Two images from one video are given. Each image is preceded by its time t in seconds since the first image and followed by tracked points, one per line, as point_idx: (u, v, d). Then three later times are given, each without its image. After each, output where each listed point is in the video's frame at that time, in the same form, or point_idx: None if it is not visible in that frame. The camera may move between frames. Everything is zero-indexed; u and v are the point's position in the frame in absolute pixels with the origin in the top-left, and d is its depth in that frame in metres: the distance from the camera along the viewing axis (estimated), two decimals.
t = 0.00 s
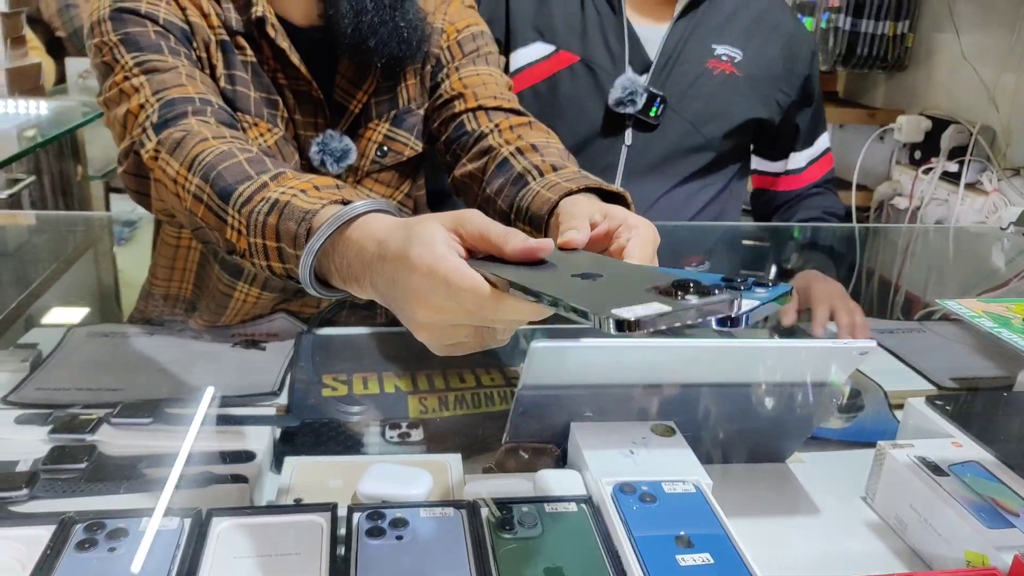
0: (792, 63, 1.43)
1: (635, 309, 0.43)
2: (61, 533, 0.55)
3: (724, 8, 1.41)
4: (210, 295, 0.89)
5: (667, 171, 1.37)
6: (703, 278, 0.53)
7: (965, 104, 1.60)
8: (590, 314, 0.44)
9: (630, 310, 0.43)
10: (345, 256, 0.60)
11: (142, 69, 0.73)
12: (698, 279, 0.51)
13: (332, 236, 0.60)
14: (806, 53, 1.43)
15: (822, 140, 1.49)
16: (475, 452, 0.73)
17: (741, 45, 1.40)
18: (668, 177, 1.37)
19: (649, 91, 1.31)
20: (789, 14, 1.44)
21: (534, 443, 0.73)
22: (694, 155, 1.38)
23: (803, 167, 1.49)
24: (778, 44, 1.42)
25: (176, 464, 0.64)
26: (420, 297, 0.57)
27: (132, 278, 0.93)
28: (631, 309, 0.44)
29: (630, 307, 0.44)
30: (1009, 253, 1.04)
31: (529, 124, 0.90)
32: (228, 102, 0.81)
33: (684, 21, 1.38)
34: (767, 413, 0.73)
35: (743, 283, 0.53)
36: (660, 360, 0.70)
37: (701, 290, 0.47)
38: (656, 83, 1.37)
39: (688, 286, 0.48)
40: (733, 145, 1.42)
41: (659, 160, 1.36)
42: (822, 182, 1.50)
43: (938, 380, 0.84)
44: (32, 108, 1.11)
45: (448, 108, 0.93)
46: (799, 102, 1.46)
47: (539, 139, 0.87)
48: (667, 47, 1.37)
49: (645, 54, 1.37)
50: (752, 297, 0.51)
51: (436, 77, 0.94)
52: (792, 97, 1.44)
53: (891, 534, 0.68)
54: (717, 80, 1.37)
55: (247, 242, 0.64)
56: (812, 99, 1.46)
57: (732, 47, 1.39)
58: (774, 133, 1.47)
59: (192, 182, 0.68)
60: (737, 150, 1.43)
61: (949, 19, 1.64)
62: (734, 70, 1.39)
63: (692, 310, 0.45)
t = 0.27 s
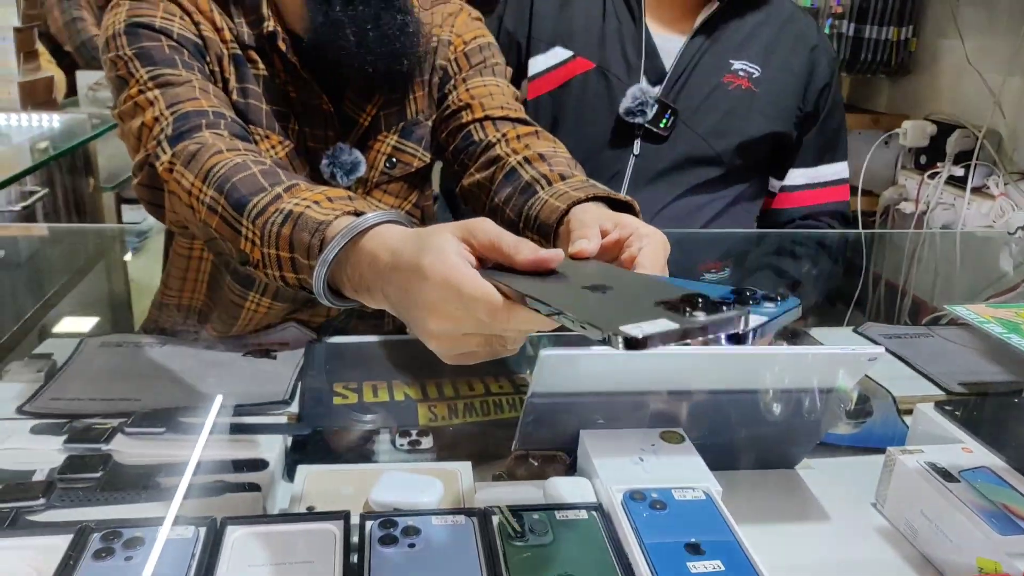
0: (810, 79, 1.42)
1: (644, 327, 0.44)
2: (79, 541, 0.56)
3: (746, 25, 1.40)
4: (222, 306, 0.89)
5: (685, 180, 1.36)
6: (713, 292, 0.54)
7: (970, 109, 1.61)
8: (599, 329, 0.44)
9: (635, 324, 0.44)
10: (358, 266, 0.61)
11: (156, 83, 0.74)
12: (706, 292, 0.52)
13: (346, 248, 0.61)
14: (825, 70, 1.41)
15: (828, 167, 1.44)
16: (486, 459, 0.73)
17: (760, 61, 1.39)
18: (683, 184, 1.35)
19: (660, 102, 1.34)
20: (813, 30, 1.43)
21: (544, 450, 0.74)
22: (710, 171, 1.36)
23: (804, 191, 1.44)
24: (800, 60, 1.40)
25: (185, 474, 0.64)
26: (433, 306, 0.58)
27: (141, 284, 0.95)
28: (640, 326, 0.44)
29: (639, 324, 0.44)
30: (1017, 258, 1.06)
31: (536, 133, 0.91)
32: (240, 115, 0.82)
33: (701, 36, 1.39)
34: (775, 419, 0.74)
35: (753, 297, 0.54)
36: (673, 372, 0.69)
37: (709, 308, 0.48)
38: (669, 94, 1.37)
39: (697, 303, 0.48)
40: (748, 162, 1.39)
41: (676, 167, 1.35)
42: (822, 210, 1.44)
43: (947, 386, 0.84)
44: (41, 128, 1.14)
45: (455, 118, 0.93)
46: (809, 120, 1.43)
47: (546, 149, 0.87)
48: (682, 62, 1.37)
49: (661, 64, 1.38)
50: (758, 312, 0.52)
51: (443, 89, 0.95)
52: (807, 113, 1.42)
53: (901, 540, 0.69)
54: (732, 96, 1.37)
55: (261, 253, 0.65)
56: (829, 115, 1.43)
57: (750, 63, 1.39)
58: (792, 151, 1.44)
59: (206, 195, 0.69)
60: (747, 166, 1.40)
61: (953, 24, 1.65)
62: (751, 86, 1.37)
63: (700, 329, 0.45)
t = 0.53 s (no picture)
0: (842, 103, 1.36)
1: (646, 316, 0.46)
2: (88, 543, 0.56)
3: (777, 46, 1.37)
4: (232, 311, 0.91)
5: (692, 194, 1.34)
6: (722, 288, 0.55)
7: (978, 126, 1.60)
8: (603, 321, 0.46)
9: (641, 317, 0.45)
10: (372, 273, 0.61)
11: (173, 88, 0.76)
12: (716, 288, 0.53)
13: (360, 254, 0.61)
14: (860, 92, 1.35)
15: (849, 197, 1.37)
16: (494, 468, 0.73)
17: (790, 82, 1.35)
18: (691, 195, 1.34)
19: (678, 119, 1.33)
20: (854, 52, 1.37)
21: (552, 461, 0.74)
22: (721, 187, 1.34)
23: (822, 219, 1.37)
24: (834, 81, 1.35)
25: (188, 477, 0.64)
26: (447, 314, 0.59)
27: (149, 285, 0.95)
28: (642, 316, 0.46)
29: (641, 314, 0.46)
30: None
31: (548, 143, 0.91)
32: (255, 120, 0.85)
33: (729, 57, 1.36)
34: (782, 433, 0.74)
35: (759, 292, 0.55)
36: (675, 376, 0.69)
37: (712, 297, 0.50)
38: (690, 113, 1.36)
39: (700, 294, 0.50)
40: (769, 183, 1.36)
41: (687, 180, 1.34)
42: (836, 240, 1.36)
43: (955, 402, 0.84)
44: (51, 137, 1.17)
45: (467, 127, 0.94)
46: (838, 145, 1.37)
47: (558, 159, 0.88)
48: (706, 83, 1.36)
49: (687, 83, 1.37)
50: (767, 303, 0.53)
51: (455, 98, 0.95)
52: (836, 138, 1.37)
53: (909, 556, 0.68)
54: (756, 118, 1.34)
55: (275, 259, 0.65)
56: (861, 139, 1.36)
57: (778, 85, 1.35)
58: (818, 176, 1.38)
59: (222, 200, 0.69)
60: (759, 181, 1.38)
61: (963, 41, 1.64)
62: (778, 108, 1.34)
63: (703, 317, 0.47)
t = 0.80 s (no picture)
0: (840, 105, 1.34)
1: (605, 314, 0.48)
2: (97, 550, 0.57)
3: (773, 49, 1.36)
4: (236, 319, 0.90)
5: (694, 202, 1.34)
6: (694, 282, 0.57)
7: (980, 130, 1.60)
8: (564, 321, 0.49)
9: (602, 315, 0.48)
10: (372, 282, 0.62)
11: (179, 99, 0.76)
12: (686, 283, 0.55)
13: (363, 264, 0.62)
14: (858, 96, 1.34)
15: (856, 200, 1.37)
16: (498, 473, 0.74)
17: (787, 87, 1.35)
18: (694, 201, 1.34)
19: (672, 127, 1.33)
20: (854, 57, 1.36)
21: (554, 465, 0.74)
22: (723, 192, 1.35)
23: (829, 222, 1.37)
24: (833, 87, 1.34)
25: (196, 485, 0.65)
26: (439, 324, 0.59)
27: (157, 293, 0.94)
28: (601, 314, 0.48)
29: (601, 312, 0.49)
30: None
31: (549, 151, 0.92)
32: (260, 131, 0.86)
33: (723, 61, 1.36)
34: (784, 436, 0.74)
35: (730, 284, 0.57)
36: (677, 384, 0.69)
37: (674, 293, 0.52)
38: (686, 119, 1.36)
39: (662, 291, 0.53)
40: (768, 188, 1.35)
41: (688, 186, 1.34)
42: (845, 243, 1.36)
43: (958, 404, 0.85)
44: (59, 149, 1.19)
45: (469, 135, 0.95)
46: (836, 149, 1.37)
47: (559, 167, 0.89)
48: (700, 90, 1.36)
49: (683, 90, 1.38)
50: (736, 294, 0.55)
51: (457, 106, 0.96)
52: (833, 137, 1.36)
53: (912, 559, 0.69)
54: (751, 124, 1.34)
55: (279, 269, 0.66)
56: (861, 145, 1.36)
57: (773, 89, 1.35)
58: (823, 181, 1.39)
59: (226, 210, 0.70)
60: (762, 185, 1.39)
61: (962, 44, 1.64)
62: (773, 112, 1.34)
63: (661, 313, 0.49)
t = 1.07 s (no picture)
0: (825, 134, 1.36)
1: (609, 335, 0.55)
2: None
3: (758, 85, 1.39)
4: (253, 365, 0.91)
5: (699, 242, 1.36)
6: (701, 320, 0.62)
7: (981, 165, 1.62)
8: (572, 344, 0.56)
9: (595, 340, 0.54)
10: (382, 332, 0.64)
11: (198, 154, 0.80)
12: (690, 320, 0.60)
13: (373, 313, 0.64)
14: (840, 126, 1.35)
15: (844, 227, 1.37)
16: (510, 517, 0.75)
17: (770, 119, 1.36)
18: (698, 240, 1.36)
19: (663, 160, 1.34)
20: (834, 87, 1.37)
21: (565, 509, 0.75)
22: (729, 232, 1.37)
23: (818, 251, 1.37)
24: (814, 117, 1.35)
25: (210, 533, 0.67)
26: (448, 370, 0.62)
27: (175, 340, 0.97)
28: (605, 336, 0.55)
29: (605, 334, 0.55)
30: None
31: (554, 198, 0.94)
32: (275, 182, 0.89)
33: (709, 98, 1.38)
34: (799, 475, 0.75)
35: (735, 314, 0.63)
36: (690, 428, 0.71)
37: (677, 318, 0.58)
38: (674, 154, 1.38)
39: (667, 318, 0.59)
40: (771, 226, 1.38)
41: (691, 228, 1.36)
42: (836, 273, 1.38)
43: (968, 442, 0.84)
44: (79, 202, 1.22)
45: (477, 183, 0.97)
46: (821, 178, 1.38)
47: (564, 213, 0.91)
48: (687, 125, 1.38)
49: (670, 124, 1.40)
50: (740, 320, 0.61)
51: (465, 155, 0.99)
52: (824, 169, 1.37)
53: None
54: (737, 157, 1.35)
55: (293, 319, 0.68)
56: (846, 173, 1.36)
57: (759, 122, 1.37)
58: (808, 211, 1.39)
59: (242, 262, 0.72)
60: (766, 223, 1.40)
61: (960, 81, 1.68)
62: (758, 146, 1.35)
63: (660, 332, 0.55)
